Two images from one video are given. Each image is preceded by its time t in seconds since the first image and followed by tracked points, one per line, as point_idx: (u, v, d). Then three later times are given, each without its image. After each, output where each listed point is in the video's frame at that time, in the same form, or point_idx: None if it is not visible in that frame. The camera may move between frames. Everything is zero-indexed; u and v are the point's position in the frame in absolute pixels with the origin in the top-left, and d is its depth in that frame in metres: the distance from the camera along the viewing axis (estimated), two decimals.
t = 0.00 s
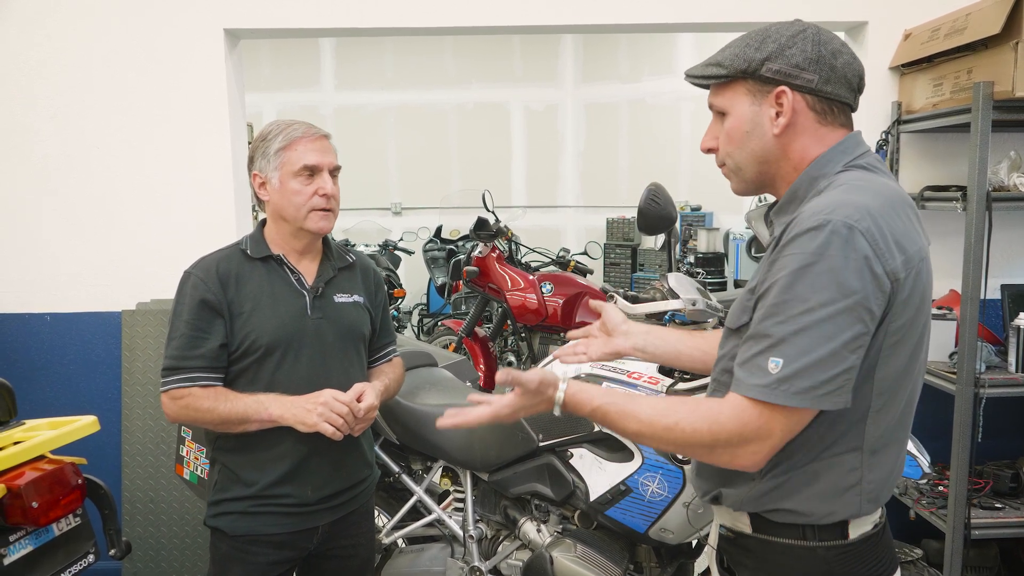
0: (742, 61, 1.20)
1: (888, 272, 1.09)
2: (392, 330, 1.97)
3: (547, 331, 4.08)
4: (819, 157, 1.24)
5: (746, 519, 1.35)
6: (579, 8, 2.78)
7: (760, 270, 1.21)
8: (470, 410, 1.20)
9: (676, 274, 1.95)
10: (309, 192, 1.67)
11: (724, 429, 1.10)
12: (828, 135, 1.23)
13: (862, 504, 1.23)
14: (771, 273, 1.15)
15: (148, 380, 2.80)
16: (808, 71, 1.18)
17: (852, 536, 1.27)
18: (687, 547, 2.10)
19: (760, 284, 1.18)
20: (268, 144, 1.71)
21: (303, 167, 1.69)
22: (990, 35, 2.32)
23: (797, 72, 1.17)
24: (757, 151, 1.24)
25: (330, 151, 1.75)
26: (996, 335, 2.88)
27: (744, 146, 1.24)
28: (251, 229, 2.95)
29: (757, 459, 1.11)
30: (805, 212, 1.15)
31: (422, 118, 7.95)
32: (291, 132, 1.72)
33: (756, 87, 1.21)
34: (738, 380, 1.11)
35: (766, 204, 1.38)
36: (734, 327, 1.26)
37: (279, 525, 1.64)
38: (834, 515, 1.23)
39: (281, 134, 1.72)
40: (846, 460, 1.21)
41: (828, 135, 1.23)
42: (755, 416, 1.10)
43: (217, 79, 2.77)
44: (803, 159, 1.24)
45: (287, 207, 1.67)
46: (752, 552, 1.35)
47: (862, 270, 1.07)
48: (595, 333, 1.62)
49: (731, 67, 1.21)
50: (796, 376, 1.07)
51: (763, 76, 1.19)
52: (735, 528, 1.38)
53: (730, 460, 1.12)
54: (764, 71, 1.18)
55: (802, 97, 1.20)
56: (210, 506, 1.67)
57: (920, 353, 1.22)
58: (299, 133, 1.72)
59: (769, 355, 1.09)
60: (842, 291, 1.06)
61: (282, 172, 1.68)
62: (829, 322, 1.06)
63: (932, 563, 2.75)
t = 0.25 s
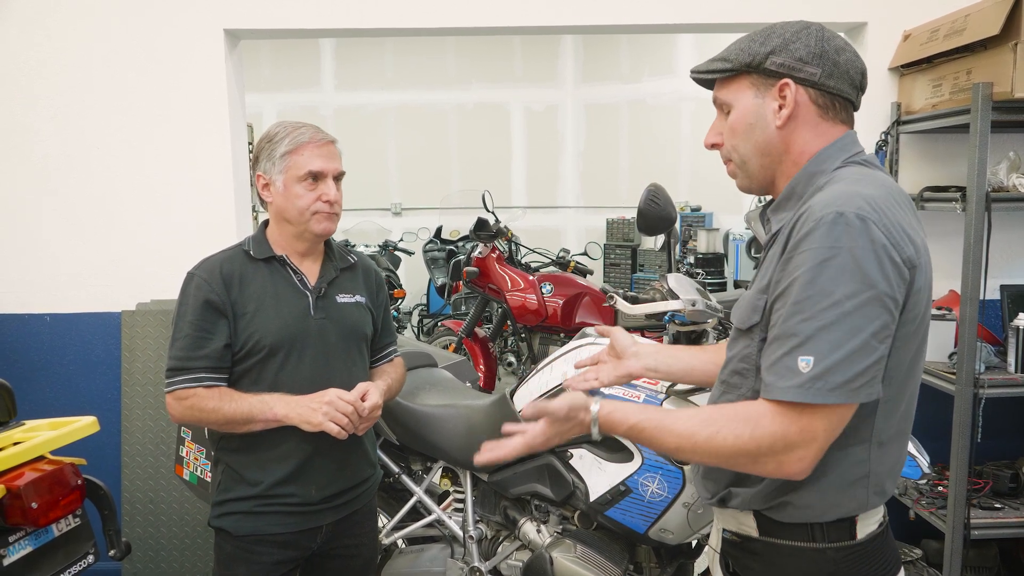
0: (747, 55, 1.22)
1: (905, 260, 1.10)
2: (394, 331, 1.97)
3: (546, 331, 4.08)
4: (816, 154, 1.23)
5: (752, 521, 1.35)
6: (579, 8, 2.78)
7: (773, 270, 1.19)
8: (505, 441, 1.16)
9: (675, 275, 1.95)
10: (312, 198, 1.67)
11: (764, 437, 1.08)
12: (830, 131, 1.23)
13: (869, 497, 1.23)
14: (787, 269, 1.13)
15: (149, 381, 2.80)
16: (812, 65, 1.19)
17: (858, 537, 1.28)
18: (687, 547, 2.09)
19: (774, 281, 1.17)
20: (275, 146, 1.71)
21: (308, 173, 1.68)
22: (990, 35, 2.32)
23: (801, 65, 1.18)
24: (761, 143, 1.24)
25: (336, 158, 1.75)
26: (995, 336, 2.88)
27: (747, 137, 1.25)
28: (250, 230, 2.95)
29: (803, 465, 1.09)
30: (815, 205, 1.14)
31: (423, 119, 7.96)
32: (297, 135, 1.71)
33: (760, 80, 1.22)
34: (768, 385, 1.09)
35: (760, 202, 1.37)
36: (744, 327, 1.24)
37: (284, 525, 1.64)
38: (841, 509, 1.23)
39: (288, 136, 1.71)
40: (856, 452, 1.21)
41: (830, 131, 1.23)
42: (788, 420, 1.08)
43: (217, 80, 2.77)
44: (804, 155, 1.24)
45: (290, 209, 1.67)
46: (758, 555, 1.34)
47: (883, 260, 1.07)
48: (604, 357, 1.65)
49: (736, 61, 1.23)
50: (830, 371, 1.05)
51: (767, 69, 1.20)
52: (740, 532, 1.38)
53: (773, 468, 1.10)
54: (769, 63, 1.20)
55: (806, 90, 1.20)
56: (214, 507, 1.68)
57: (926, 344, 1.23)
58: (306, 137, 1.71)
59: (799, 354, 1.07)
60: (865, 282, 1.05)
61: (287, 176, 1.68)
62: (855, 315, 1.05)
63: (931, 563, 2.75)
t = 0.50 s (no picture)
0: (768, 51, 1.22)
1: (914, 271, 1.11)
2: (394, 331, 1.97)
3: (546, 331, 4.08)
4: (835, 158, 1.26)
5: (762, 524, 1.33)
6: (578, 8, 2.78)
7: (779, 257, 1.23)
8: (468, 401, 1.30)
9: (674, 275, 1.95)
10: (315, 195, 1.67)
11: (712, 397, 1.11)
12: (846, 126, 1.26)
13: (883, 502, 1.24)
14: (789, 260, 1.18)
15: (148, 381, 2.79)
16: (830, 62, 1.23)
17: (870, 538, 1.28)
18: (685, 547, 2.09)
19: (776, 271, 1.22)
20: (275, 146, 1.71)
21: (311, 170, 1.68)
22: (989, 36, 2.32)
23: (822, 61, 1.22)
24: (787, 137, 1.24)
25: (338, 155, 1.75)
26: (994, 336, 2.88)
27: (773, 133, 1.24)
28: (250, 230, 2.95)
29: (737, 431, 1.11)
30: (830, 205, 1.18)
31: (422, 119, 7.96)
32: (299, 134, 1.72)
33: (781, 76, 1.22)
34: (737, 349, 1.13)
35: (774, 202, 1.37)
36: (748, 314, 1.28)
37: (285, 525, 1.64)
38: (856, 514, 1.24)
39: (289, 135, 1.72)
40: (867, 457, 1.21)
41: (846, 126, 1.26)
42: (749, 387, 1.10)
43: (217, 80, 2.77)
44: (826, 150, 1.25)
45: (293, 208, 1.67)
46: (768, 557, 1.34)
47: (887, 262, 1.10)
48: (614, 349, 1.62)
49: (756, 56, 1.23)
50: (795, 350, 1.08)
51: (791, 65, 1.21)
52: (750, 534, 1.37)
53: (714, 430, 1.12)
54: (791, 59, 1.21)
55: (827, 87, 1.23)
56: (215, 507, 1.68)
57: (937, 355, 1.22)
58: (307, 136, 1.72)
59: (771, 329, 1.10)
60: (854, 278, 1.09)
61: (289, 174, 1.68)
62: (837, 307, 1.08)
63: (930, 562, 2.75)
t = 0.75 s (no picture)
0: (773, 48, 1.23)
1: (902, 268, 1.12)
2: (394, 331, 1.96)
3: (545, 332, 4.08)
4: (830, 162, 1.26)
5: (762, 525, 1.33)
6: (578, 8, 2.78)
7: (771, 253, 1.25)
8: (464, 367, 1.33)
9: (673, 275, 1.94)
10: (316, 194, 1.67)
11: (694, 383, 1.15)
12: (845, 130, 1.26)
13: (882, 503, 1.23)
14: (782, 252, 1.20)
15: (147, 381, 2.79)
16: (833, 66, 1.23)
17: (870, 539, 1.28)
18: (684, 547, 2.10)
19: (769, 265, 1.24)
20: (275, 145, 1.71)
21: (311, 169, 1.69)
22: (986, 36, 2.33)
23: (825, 64, 1.22)
24: (784, 135, 1.25)
25: (337, 154, 1.76)
26: (992, 336, 2.89)
27: (769, 129, 1.25)
28: (248, 230, 2.95)
29: (715, 418, 1.15)
30: (825, 202, 1.20)
31: (421, 119, 7.96)
32: (297, 133, 1.72)
33: (783, 73, 1.23)
34: (723, 338, 1.17)
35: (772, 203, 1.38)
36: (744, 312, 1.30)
37: (285, 526, 1.64)
38: (855, 515, 1.23)
39: (288, 135, 1.72)
40: (864, 456, 1.21)
41: (845, 130, 1.26)
42: (731, 377, 1.13)
43: (215, 79, 2.77)
44: (822, 151, 1.26)
45: (294, 207, 1.66)
46: (768, 558, 1.34)
47: (873, 257, 1.10)
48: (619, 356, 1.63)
49: (761, 52, 1.24)
50: (778, 339, 1.11)
51: (794, 64, 1.22)
52: (749, 534, 1.36)
53: (695, 416, 1.17)
54: (795, 58, 1.22)
55: (827, 89, 1.23)
56: (213, 509, 1.67)
57: (929, 356, 1.21)
58: (307, 135, 1.72)
59: (759, 319, 1.13)
60: (838, 268, 1.10)
61: (290, 174, 1.69)
62: (822, 297, 1.10)
63: (929, 563, 2.76)
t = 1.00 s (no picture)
0: (762, 50, 1.23)
1: (897, 272, 1.10)
2: (392, 333, 1.96)
3: (543, 333, 4.08)
4: (814, 167, 1.26)
5: (752, 521, 1.34)
6: (576, 9, 2.78)
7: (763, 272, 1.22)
8: (461, 441, 1.18)
9: (671, 275, 1.93)
10: (313, 197, 1.67)
11: (729, 425, 1.10)
12: (827, 136, 1.26)
13: (865, 499, 1.23)
14: (779, 272, 1.16)
15: (144, 382, 2.78)
16: (819, 73, 1.23)
17: (857, 537, 1.28)
18: (681, 548, 2.10)
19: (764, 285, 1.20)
20: (275, 146, 1.71)
21: (309, 171, 1.69)
22: (984, 38, 2.33)
23: (811, 70, 1.22)
24: (764, 135, 1.25)
25: (336, 156, 1.75)
26: (990, 337, 2.89)
27: (751, 129, 1.25)
28: (247, 231, 2.95)
29: (756, 454, 1.11)
30: (815, 214, 1.16)
31: (420, 120, 7.95)
32: (297, 135, 1.71)
33: (770, 75, 1.23)
34: (741, 373, 1.12)
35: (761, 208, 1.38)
36: (737, 330, 1.27)
37: (282, 528, 1.64)
38: (839, 511, 1.23)
39: (287, 136, 1.72)
40: (851, 454, 1.21)
41: (828, 136, 1.26)
42: (767, 413, 1.09)
43: (213, 80, 2.77)
44: (802, 155, 1.26)
45: (291, 208, 1.66)
46: (757, 555, 1.35)
47: (874, 267, 1.08)
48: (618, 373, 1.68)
49: (750, 53, 1.24)
50: (801, 368, 1.07)
51: (781, 67, 1.22)
52: (740, 532, 1.38)
53: (737, 459, 1.12)
54: (782, 62, 1.22)
55: (812, 95, 1.23)
56: (211, 511, 1.66)
57: (922, 352, 1.22)
58: (306, 136, 1.72)
59: (774, 349, 1.09)
60: (848, 286, 1.07)
61: (287, 175, 1.68)
62: (836, 318, 1.06)
63: (927, 563, 2.76)
